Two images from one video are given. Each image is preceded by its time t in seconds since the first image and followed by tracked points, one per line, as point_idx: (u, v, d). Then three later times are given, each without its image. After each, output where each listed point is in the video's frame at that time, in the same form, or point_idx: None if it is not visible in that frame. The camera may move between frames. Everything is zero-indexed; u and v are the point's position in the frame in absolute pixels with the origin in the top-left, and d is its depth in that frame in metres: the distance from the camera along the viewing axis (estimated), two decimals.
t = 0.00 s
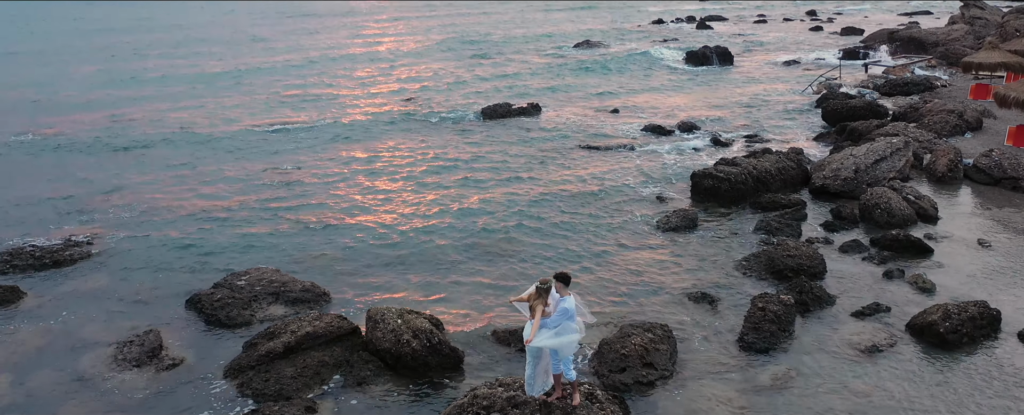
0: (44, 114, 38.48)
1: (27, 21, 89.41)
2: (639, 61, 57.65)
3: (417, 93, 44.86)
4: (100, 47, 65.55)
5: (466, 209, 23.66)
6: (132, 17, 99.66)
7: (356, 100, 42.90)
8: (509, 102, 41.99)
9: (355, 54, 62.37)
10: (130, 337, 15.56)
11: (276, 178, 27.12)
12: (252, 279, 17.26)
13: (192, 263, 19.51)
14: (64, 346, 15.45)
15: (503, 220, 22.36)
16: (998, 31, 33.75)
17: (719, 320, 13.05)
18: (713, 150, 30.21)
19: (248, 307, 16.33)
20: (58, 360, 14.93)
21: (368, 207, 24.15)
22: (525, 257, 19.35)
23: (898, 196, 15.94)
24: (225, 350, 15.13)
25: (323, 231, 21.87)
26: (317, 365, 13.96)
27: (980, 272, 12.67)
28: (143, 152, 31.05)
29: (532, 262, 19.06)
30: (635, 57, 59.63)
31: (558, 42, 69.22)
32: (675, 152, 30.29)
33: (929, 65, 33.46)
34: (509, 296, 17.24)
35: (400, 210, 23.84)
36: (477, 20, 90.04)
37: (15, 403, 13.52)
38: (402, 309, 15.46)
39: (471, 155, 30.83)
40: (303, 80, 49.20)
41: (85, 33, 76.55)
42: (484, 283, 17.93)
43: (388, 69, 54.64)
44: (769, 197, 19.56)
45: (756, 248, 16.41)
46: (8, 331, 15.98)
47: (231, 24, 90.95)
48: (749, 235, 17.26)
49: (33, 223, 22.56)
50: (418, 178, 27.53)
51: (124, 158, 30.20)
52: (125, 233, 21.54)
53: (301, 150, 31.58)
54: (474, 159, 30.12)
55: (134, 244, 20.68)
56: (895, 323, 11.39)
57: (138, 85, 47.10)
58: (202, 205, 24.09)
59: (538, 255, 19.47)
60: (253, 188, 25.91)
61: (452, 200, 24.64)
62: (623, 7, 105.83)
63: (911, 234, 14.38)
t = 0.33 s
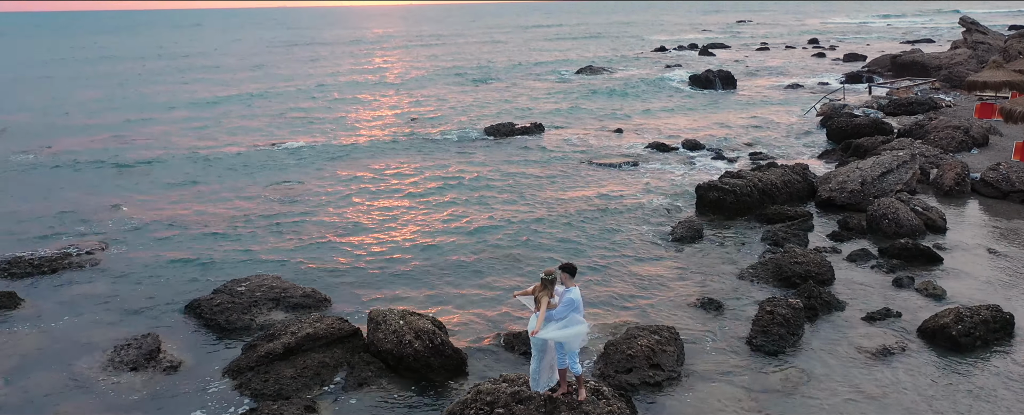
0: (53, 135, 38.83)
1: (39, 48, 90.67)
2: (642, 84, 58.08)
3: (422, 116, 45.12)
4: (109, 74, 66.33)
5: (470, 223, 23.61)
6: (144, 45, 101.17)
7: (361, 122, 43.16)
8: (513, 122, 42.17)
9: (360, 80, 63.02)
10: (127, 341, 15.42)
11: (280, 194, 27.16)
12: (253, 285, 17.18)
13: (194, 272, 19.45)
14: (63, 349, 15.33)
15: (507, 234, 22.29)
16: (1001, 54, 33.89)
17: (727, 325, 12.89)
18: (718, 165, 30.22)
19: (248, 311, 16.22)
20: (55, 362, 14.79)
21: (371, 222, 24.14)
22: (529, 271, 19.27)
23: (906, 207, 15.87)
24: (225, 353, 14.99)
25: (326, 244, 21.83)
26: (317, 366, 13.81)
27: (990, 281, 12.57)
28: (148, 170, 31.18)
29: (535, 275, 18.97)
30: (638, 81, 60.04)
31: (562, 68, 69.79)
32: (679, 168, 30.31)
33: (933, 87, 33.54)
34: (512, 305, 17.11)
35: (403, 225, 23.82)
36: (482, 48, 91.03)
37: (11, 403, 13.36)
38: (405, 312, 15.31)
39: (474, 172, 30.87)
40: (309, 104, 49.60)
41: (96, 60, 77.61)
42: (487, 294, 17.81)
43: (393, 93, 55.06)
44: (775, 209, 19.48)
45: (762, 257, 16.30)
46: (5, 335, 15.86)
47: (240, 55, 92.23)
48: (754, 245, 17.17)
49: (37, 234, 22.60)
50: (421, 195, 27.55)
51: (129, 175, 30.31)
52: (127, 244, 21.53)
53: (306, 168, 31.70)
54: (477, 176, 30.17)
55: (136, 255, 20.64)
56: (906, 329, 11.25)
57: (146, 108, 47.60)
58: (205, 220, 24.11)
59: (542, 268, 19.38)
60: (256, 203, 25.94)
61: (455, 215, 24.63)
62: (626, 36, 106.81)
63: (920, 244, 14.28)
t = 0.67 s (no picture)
0: (58, 157, 39.09)
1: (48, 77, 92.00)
2: (644, 110, 58.41)
3: (425, 140, 45.33)
4: (116, 101, 66.98)
5: (472, 240, 23.58)
6: (150, 74, 102.23)
7: (365, 145, 43.39)
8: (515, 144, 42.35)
9: (364, 107, 63.50)
10: (124, 350, 15.31)
11: (282, 212, 27.23)
12: (253, 295, 17.09)
13: (195, 285, 19.42)
14: (60, 359, 15.21)
15: (509, 250, 22.26)
16: (1002, 77, 34.02)
17: (732, 333, 12.76)
18: (721, 185, 30.23)
19: (247, 320, 16.09)
20: (52, 371, 14.68)
21: (374, 239, 24.13)
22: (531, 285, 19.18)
23: (912, 221, 15.80)
24: (223, 361, 14.84)
25: (328, 260, 21.81)
26: (317, 372, 13.64)
27: (998, 294, 12.46)
28: (151, 190, 31.31)
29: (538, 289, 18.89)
30: (640, 107, 60.40)
31: (564, 95, 70.29)
32: (682, 187, 30.32)
33: (935, 111, 33.62)
34: (515, 316, 16.99)
35: (406, 242, 23.79)
36: (486, 77, 91.89)
37: (6, 408, 13.24)
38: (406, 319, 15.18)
39: (477, 192, 30.87)
40: (313, 129, 49.97)
41: (104, 88, 78.41)
42: (489, 306, 17.70)
43: (397, 119, 55.45)
44: (779, 224, 19.41)
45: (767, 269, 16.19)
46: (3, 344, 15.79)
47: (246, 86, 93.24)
48: (759, 259, 17.08)
49: (38, 250, 22.59)
50: (424, 214, 27.56)
51: (132, 195, 30.43)
52: (128, 259, 21.54)
53: (308, 187, 31.77)
54: (480, 195, 30.19)
55: (137, 269, 20.65)
56: (914, 338, 11.12)
57: (151, 133, 48.00)
58: (206, 236, 24.15)
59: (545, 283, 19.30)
60: (259, 221, 26.00)
61: (458, 233, 24.59)
62: (628, 66, 107.74)
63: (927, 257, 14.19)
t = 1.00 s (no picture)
0: (60, 180, 39.22)
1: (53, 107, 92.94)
2: (645, 136, 58.65)
3: (427, 164, 45.44)
4: (119, 129, 67.44)
5: (472, 258, 23.51)
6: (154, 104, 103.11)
7: (366, 169, 43.50)
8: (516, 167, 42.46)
9: (367, 134, 63.79)
10: (121, 359, 15.20)
11: (283, 232, 27.24)
12: (251, 307, 17.00)
13: (193, 299, 19.34)
14: (54, 368, 15.06)
15: (510, 268, 22.17)
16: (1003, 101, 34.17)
17: (735, 343, 12.62)
18: (723, 205, 30.20)
19: (245, 330, 15.97)
20: (46, 380, 14.53)
21: (374, 257, 24.08)
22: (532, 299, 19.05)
23: (917, 236, 15.75)
24: (220, 370, 14.69)
25: (328, 276, 21.74)
26: (315, 379, 13.47)
27: (1006, 306, 12.38)
28: (151, 211, 31.36)
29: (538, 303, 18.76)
30: (641, 133, 60.68)
31: (566, 123, 70.67)
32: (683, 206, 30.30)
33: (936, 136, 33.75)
34: (515, 328, 16.84)
35: (406, 259, 23.73)
36: (487, 106, 92.52)
37: None
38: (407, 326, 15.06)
39: (478, 213, 30.86)
40: (315, 154, 50.23)
41: (108, 117, 79.09)
42: (489, 319, 17.56)
43: (399, 145, 55.69)
44: (782, 239, 19.32)
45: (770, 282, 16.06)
46: None
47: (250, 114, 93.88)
48: (762, 273, 16.98)
49: (36, 267, 22.55)
50: (424, 233, 27.51)
51: (132, 215, 30.49)
52: (127, 275, 21.52)
53: (309, 208, 31.81)
54: (481, 216, 30.17)
55: (136, 284, 20.61)
56: (922, 348, 11.00)
57: (154, 158, 48.25)
58: (205, 253, 24.13)
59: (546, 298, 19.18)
60: (259, 240, 26.01)
61: (458, 251, 24.53)
62: (629, 95, 108.47)
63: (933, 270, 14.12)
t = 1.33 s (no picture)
0: (62, 203, 39.33)
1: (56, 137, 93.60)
2: (645, 162, 58.78)
3: (428, 187, 45.52)
4: (121, 156, 67.68)
5: (471, 276, 23.40)
6: (156, 133, 103.74)
7: (366, 193, 43.56)
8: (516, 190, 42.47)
9: (368, 160, 64.05)
10: (116, 367, 15.06)
11: (282, 251, 27.18)
12: (248, 318, 16.86)
13: (190, 312, 19.23)
14: (49, 377, 14.91)
15: (509, 285, 22.04)
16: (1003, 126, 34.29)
17: (738, 353, 12.49)
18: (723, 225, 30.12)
19: (241, 340, 15.79)
20: (40, 387, 14.39)
21: (373, 275, 23.98)
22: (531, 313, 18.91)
23: (920, 251, 15.69)
24: (216, 378, 14.52)
25: (326, 292, 21.63)
26: (312, 385, 13.28)
27: (1011, 318, 12.30)
28: (150, 231, 31.35)
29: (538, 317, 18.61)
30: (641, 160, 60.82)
31: (566, 150, 70.88)
32: (684, 226, 30.25)
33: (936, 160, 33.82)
34: (515, 342, 16.68)
35: (405, 277, 23.63)
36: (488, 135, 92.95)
37: None
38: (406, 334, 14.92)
39: (478, 233, 30.78)
40: (315, 179, 50.37)
41: (110, 146, 79.41)
42: (489, 333, 17.43)
43: (401, 171, 55.88)
44: (784, 256, 19.23)
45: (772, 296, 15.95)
46: None
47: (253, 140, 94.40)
48: (764, 288, 16.87)
49: (35, 284, 22.49)
50: (423, 253, 27.44)
51: (131, 235, 30.46)
52: (124, 291, 21.43)
53: (308, 229, 31.78)
54: (480, 236, 30.11)
55: (133, 299, 20.53)
56: (928, 358, 10.87)
57: (154, 183, 48.35)
58: (203, 271, 24.07)
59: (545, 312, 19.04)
60: (257, 259, 25.95)
61: (458, 270, 24.44)
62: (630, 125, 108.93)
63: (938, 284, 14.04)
